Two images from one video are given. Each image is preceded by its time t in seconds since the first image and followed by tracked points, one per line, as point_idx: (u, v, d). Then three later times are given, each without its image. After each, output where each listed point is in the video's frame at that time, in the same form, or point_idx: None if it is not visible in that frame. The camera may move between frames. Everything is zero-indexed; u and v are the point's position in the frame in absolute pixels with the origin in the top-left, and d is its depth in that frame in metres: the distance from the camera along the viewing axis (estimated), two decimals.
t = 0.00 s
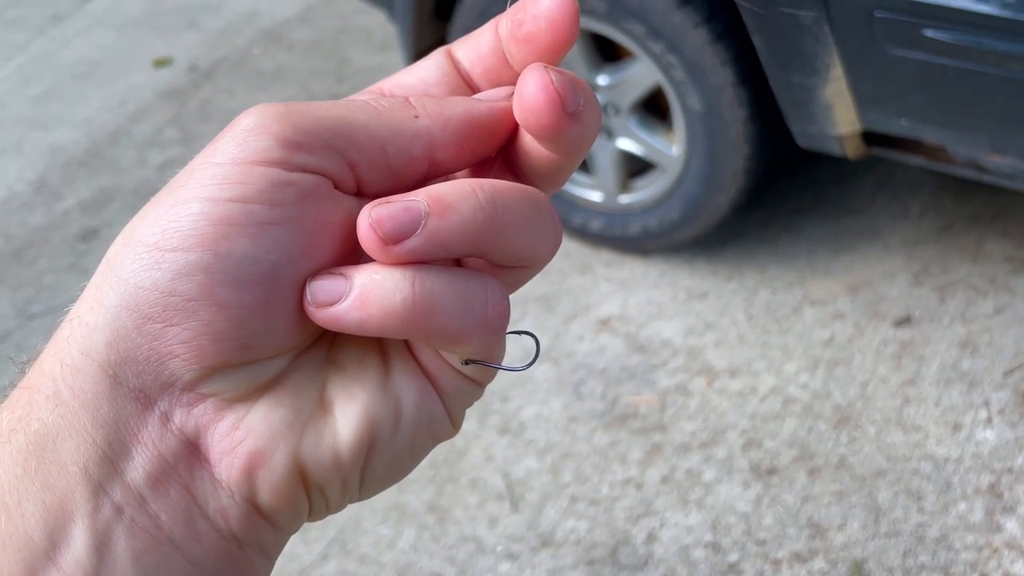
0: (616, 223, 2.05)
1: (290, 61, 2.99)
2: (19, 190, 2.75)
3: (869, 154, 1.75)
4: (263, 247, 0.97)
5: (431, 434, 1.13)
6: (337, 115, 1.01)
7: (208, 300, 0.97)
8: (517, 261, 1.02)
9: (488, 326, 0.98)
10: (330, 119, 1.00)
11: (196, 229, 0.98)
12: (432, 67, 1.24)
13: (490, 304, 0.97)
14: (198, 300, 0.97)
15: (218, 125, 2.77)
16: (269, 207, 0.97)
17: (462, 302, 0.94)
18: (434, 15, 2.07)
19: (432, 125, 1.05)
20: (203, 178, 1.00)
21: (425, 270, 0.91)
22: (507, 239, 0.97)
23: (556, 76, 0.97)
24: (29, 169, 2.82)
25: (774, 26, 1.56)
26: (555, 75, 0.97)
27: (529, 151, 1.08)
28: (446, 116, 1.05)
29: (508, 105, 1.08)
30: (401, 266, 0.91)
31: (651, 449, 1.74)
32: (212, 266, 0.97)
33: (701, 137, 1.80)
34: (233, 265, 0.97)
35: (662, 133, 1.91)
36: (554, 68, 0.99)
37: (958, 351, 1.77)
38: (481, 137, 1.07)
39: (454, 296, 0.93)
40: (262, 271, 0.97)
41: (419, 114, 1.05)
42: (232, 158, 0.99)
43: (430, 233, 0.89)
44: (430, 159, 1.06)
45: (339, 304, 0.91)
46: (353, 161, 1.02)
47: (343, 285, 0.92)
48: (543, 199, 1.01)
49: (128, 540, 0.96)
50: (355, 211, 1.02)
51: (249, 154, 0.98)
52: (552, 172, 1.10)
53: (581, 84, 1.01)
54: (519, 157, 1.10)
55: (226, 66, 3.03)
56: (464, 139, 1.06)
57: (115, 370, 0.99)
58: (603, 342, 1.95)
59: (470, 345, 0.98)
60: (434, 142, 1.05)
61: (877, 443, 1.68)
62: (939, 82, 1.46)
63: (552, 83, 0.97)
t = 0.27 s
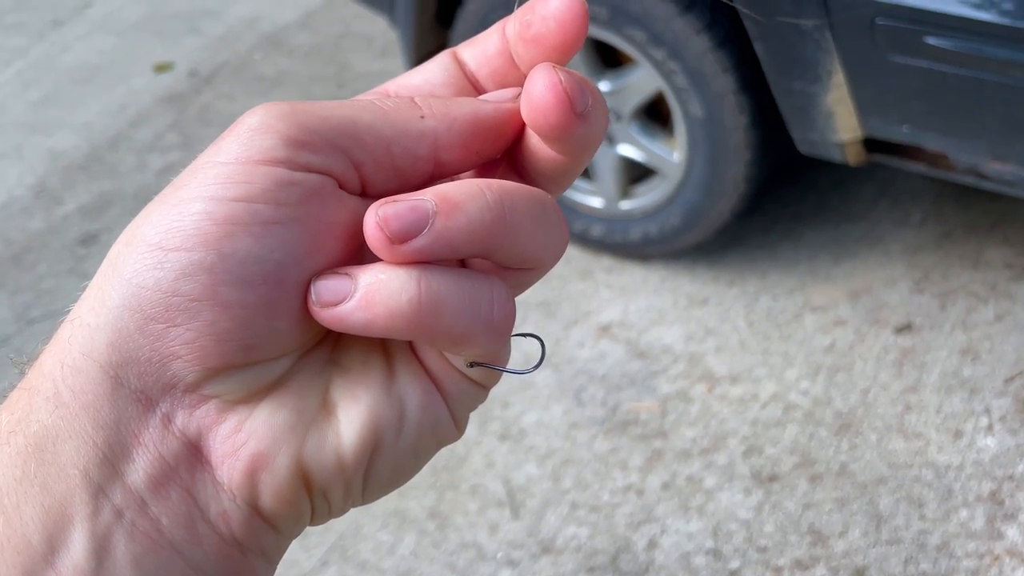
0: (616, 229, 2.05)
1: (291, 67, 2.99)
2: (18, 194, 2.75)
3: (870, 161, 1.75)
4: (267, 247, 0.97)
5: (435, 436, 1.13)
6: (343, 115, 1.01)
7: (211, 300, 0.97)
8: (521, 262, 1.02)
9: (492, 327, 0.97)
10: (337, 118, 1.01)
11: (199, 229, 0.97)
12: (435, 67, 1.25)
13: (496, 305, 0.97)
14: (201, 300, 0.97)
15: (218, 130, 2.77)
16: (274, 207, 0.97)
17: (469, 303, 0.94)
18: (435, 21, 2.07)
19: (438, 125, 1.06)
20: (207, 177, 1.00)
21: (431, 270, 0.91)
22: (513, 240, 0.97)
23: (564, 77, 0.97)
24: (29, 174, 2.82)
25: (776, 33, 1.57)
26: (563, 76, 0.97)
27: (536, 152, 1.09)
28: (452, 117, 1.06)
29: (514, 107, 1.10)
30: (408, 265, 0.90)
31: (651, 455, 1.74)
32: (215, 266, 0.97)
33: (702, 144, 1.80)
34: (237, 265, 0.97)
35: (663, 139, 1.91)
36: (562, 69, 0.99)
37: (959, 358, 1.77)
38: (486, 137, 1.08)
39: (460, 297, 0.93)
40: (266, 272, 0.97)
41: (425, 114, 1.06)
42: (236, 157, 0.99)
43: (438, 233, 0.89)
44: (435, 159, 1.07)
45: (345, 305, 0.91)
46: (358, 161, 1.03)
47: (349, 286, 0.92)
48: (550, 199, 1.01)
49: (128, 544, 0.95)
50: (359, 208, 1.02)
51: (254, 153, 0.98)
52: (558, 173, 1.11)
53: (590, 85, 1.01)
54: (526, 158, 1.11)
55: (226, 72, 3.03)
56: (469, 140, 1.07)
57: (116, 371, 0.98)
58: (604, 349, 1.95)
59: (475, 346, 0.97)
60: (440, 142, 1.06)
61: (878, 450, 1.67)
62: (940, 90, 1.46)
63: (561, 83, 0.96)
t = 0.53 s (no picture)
0: (617, 234, 2.05)
1: (291, 72, 2.99)
2: (19, 199, 2.75)
3: (871, 167, 1.75)
4: (257, 236, 0.97)
5: (432, 429, 1.11)
6: (335, 103, 1.01)
7: (201, 291, 0.97)
8: (516, 255, 1.00)
9: (485, 319, 0.97)
10: (329, 106, 1.00)
11: (190, 220, 0.98)
12: (434, 56, 1.25)
13: (489, 297, 0.97)
14: (191, 290, 0.97)
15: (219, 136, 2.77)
16: (263, 197, 0.97)
17: (459, 296, 0.94)
18: (436, 27, 2.08)
19: (433, 113, 1.04)
20: (198, 168, 1.00)
21: (420, 263, 0.91)
22: (506, 232, 0.96)
23: (559, 64, 0.96)
24: (30, 178, 2.82)
25: (777, 39, 1.57)
26: (559, 64, 0.96)
27: (533, 142, 1.07)
28: (447, 105, 1.04)
29: (513, 94, 1.07)
30: (396, 259, 0.90)
31: (652, 461, 1.74)
32: (206, 257, 0.97)
33: (703, 149, 1.81)
34: (227, 255, 0.97)
35: (663, 144, 1.91)
36: (559, 56, 0.98)
37: (960, 364, 1.77)
38: (484, 125, 1.06)
39: (451, 289, 0.93)
40: (256, 261, 0.97)
41: (420, 102, 1.05)
42: (226, 147, 0.99)
43: (425, 227, 0.89)
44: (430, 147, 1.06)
45: (333, 299, 0.91)
46: (351, 150, 1.02)
47: (337, 279, 0.92)
48: (545, 189, 1.00)
49: (119, 536, 0.96)
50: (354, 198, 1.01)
51: (244, 142, 0.98)
52: (558, 162, 1.09)
53: (586, 73, 1.00)
54: (524, 148, 1.09)
55: (227, 77, 3.04)
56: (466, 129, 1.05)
57: (109, 363, 0.99)
58: (605, 354, 1.95)
59: (468, 338, 0.97)
60: (435, 131, 1.05)
61: (879, 456, 1.67)
62: (941, 96, 1.47)
63: (556, 70, 0.96)
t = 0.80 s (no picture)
0: (616, 238, 2.05)
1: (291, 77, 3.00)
2: (19, 203, 2.75)
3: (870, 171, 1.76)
4: (252, 224, 0.95)
5: (419, 412, 1.10)
6: (338, 88, 0.98)
7: (195, 275, 0.96)
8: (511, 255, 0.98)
9: (467, 324, 0.95)
10: (332, 91, 0.97)
11: (185, 204, 0.96)
12: (462, 21, 1.17)
13: (473, 299, 0.95)
14: (185, 274, 0.96)
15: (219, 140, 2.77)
16: (257, 185, 0.95)
17: (437, 300, 0.93)
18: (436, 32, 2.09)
19: (439, 101, 1.01)
20: (197, 150, 0.98)
21: (395, 268, 0.90)
22: (488, 239, 0.94)
23: (566, 73, 0.92)
24: (30, 182, 2.83)
25: (776, 44, 1.58)
26: (565, 72, 0.92)
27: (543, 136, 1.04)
28: (455, 94, 1.01)
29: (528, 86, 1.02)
30: (370, 264, 0.90)
31: (652, 464, 1.74)
32: (200, 242, 0.96)
33: (702, 154, 1.81)
34: (221, 242, 0.96)
35: (663, 148, 1.92)
36: (569, 59, 0.94)
37: (958, 368, 1.77)
38: (492, 117, 1.03)
39: (426, 294, 0.92)
40: (248, 250, 0.96)
41: (427, 88, 1.01)
42: (225, 131, 0.96)
43: (395, 236, 0.88)
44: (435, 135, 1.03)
45: (309, 299, 0.92)
46: (351, 136, 0.99)
47: (315, 279, 0.92)
48: (542, 190, 0.96)
49: (130, 491, 0.97)
50: (351, 186, 1.00)
51: (242, 129, 0.96)
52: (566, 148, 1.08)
53: (595, 78, 0.95)
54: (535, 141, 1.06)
55: (227, 82, 3.04)
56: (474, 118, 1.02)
57: (111, 331, 0.99)
58: (604, 358, 1.96)
59: (450, 340, 0.96)
60: (439, 120, 1.02)
61: (878, 459, 1.68)
62: (940, 101, 1.47)
63: (560, 81, 0.92)
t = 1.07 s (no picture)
0: (614, 243, 2.06)
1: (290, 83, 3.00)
2: (17, 208, 2.75)
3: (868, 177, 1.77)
4: (280, 195, 0.93)
5: (430, 373, 1.10)
6: (374, 61, 0.93)
7: (224, 237, 0.95)
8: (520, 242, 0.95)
9: (469, 305, 0.94)
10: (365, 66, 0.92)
11: (218, 168, 0.94)
12: None
13: (476, 285, 0.94)
14: (214, 236, 0.95)
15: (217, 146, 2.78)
16: (284, 158, 0.92)
17: (440, 283, 0.91)
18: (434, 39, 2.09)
19: (471, 86, 0.94)
20: (232, 112, 0.95)
21: (402, 250, 0.89)
22: (490, 235, 0.91)
23: (578, 90, 0.86)
24: (27, 188, 2.83)
25: (774, 50, 1.59)
26: (579, 89, 0.86)
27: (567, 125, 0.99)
28: (488, 79, 0.94)
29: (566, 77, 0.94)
30: (378, 243, 0.89)
31: (650, 470, 1.74)
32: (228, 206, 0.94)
33: (700, 159, 1.82)
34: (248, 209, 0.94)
35: (661, 154, 1.93)
36: (587, 71, 0.87)
37: (956, 374, 1.78)
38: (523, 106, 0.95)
39: (429, 278, 0.91)
40: (274, 218, 0.94)
41: (460, 71, 0.94)
42: (259, 101, 0.93)
43: (400, 223, 0.86)
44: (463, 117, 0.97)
45: (319, 269, 0.92)
46: (381, 112, 0.95)
47: (327, 249, 0.92)
48: (554, 183, 0.92)
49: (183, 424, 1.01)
50: (378, 162, 0.98)
51: (274, 99, 0.92)
52: (580, 149, 1.02)
53: (613, 90, 0.89)
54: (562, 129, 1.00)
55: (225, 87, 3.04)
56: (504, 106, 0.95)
57: (154, 272, 1.00)
58: (602, 363, 1.96)
59: (451, 317, 0.95)
60: (467, 107, 0.95)
61: (876, 465, 1.68)
62: (937, 108, 1.48)
63: (570, 99, 0.86)
